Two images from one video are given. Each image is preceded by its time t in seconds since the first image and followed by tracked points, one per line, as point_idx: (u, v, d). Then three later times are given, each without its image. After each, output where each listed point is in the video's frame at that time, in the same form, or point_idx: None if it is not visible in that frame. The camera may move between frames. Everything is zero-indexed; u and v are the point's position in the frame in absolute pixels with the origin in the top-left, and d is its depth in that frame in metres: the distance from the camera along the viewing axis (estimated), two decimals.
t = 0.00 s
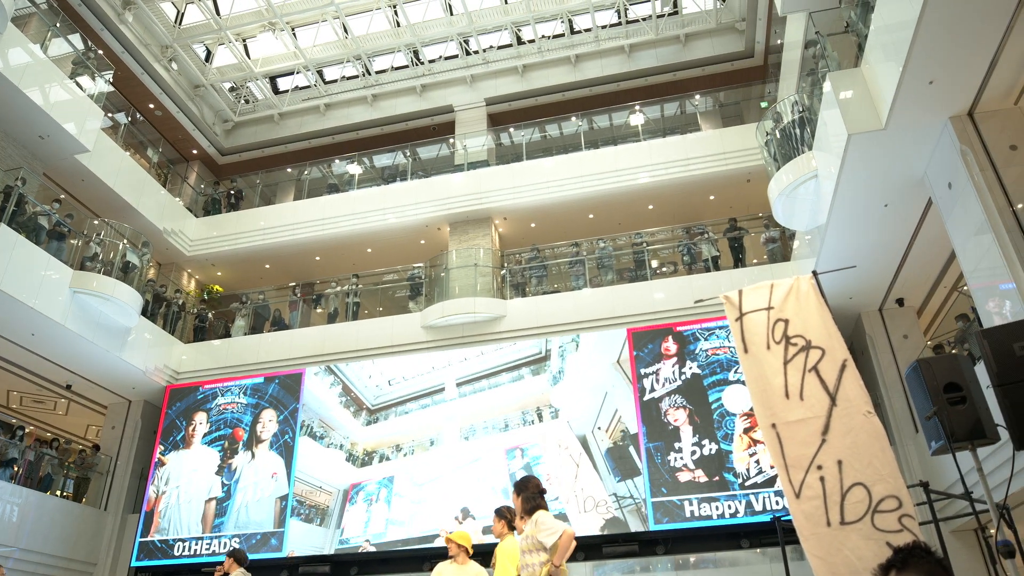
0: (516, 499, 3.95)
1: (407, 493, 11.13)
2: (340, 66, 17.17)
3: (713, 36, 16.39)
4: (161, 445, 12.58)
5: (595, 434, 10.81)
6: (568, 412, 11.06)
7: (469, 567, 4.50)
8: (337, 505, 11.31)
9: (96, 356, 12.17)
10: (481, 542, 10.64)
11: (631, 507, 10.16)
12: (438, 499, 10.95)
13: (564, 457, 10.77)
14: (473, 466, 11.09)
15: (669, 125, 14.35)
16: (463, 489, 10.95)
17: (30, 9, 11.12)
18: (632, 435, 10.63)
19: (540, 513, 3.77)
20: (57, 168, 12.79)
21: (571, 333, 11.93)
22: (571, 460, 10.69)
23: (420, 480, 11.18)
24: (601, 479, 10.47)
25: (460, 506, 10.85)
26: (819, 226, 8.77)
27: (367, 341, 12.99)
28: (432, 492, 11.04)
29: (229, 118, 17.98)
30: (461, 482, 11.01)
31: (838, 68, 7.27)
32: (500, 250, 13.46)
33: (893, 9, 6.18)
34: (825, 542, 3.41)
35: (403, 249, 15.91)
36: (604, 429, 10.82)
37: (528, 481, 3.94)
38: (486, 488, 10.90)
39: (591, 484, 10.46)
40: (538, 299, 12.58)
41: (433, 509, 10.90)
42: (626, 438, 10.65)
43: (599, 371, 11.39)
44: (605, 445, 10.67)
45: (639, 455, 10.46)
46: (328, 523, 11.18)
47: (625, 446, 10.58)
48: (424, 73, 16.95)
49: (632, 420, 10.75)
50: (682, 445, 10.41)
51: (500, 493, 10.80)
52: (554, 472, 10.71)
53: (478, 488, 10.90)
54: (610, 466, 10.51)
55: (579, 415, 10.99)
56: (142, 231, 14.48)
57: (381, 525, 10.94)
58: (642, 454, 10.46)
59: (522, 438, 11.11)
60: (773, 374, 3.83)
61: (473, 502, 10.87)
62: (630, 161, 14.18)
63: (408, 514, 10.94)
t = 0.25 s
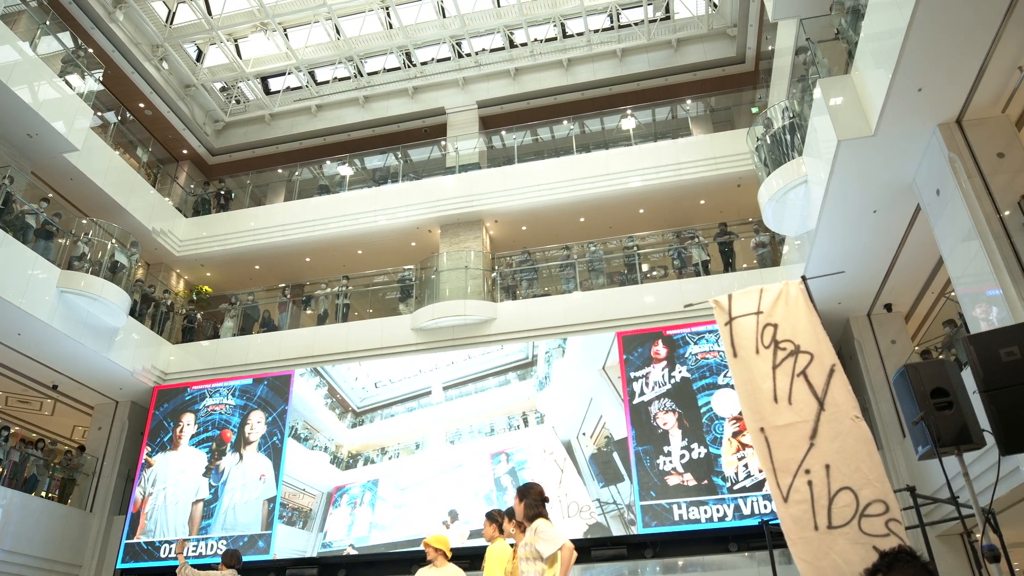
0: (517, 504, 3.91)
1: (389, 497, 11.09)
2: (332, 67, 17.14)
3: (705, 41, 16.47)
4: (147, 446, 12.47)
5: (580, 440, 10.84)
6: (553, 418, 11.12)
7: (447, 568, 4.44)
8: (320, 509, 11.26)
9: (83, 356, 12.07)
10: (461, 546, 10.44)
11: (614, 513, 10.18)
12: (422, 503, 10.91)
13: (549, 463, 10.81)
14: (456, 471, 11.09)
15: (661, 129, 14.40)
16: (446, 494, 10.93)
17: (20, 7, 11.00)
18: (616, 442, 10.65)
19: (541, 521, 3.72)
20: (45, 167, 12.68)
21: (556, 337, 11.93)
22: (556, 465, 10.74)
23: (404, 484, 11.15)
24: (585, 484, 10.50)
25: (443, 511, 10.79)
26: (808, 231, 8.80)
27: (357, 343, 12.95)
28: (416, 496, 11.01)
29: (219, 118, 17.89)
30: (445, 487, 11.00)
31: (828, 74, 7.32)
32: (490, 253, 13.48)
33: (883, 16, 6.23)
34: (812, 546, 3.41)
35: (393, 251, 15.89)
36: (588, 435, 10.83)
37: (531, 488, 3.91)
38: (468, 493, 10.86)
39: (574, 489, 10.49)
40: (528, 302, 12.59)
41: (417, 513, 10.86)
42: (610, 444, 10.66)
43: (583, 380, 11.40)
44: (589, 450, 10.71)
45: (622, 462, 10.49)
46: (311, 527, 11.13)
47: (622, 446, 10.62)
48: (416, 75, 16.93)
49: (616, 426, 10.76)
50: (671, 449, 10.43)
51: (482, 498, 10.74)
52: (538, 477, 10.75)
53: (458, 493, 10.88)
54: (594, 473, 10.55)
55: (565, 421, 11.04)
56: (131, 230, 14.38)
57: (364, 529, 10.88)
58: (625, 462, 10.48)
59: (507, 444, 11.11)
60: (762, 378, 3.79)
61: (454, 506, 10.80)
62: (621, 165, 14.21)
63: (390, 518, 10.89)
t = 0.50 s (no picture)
0: (515, 516, 3.85)
1: (373, 504, 11.03)
2: (324, 70, 17.11)
3: (696, 48, 16.55)
4: (134, 449, 12.36)
5: (566, 447, 10.81)
6: (540, 425, 11.09)
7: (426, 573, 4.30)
8: (304, 514, 11.22)
9: (69, 358, 11.95)
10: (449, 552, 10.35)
11: (598, 521, 10.14)
12: (406, 509, 10.87)
13: (535, 471, 10.77)
14: (443, 478, 11.01)
15: (652, 135, 14.45)
16: (431, 500, 10.87)
17: (9, 5, 10.87)
18: (602, 449, 10.59)
19: (540, 533, 3.72)
20: (33, 166, 12.56)
21: (544, 343, 12.01)
22: (541, 472, 10.70)
23: (389, 490, 11.10)
24: (570, 492, 10.45)
25: (428, 517, 10.73)
26: (797, 238, 8.87)
27: (346, 346, 12.89)
28: (399, 502, 10.97)
29: (210, 120, 17.81)
30: (429, 494, 10.94)
31: (818, 83, 7.37)
32: (482, 258, 13.44)
33: (872, 26, 6.28)
34: (800, 552, 3.41)
35: (383, 255, 15.84)
36: (574, 442, 10.79)
37: (530, 499, 3.89)
38: (451, 500, 10.80)
39: (560, 497, 10.42)
40: (519, 307, 12.58)
41: (401, 520, 10.81)
42: (595, 451, 10.61)
43: (568, 389, 11.35)
44: (575, 457, 10.66)
45: (607, 470, 10.44)
46: (294, 532, 11.05)
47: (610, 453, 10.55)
48: (408, 78, 16.92)
49: (602, 433, 10.73)
50: (660, 454, 10.43)
51: (466, 505, 10.69)
52: (524, 483, 10.71)
53: (443, 500, 10.81)
54: (580, 480, 10.50)
55: (552, 428, 11.00)
56: (119, 231, 14.26)
57: (348, 535, 10.82)
58: (610, 469, 10.45)
59: (494, 450, 11.09)
60: (750, 385, 3.78)
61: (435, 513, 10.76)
62: (612, 170, 14.24)
63: (374, 525, 10.83)
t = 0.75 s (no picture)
0: (516, 519, 3.87)
1: (356, 510, 10.94)
2: (316, 73, 17.08)
3: (688, 56, 16.63)
4: (120, 452, 12.23)
5: (551, 455, 10.76)
6: (525, 433, 11.02)
7: None
8: (286, 519, 11.09)
9: (55, 360, 11.83)
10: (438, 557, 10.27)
11: (582, 529, 10.12)
12: (390, 515, 10.78)
13: (520, 478, 10.69)
14: (425, 486, 10.96)
15: (643, 142, 14.51)
16: (415, 507, 10.79)
17: None
18: (586, 457, 10.57)
19: (542, 538, 3.72)
20: (21, 167, 12.46)
21: (531, 350, 11.87)
22: (526, 479, 10.63)
23: (372, 497, 11.03)
24: (554, 499, 10.43)
25: (411, 525, 10.67)
26: (787, 246, 8.92)
27: (336, 350, 12.84)
28: (383, 509, 10.88)
29: (201, 122, 17.73)
30: (413, 501, 10.86)
31: (808, 91, 7.41)
32: (472, 262, 13.43)
33: (862, 36, 6.32)
34: (787, 559, 3.42)
35: (374, 259, 15.81)
36: (559, 450, 10.76)
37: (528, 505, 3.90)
38: (435, 508, 10.73)
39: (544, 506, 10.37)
40: (509, 312, 12.57)
41: (385, 526, 10.72)
42: (580, 459, 10.59)
43: (557, 395, 11.28)
44: (560, 465, 10.63)
45: (591, 478, 10.44)
46: (276, 538, 10.95)
47: (595, 461, 10.55)
48: (400, 83, 16.91)
49: (587, 441, 10.71)
50: (649, 460, 10.44)
51: (449, 513, 10.62)
52: (509, 491, 10.64)
53: (427, 508, 10.73)
54: (564, 487, 10.49)
55: (538, 436, 10.94)
56: (107, 233, 14.15)
57: (332, 540, 10.68)
58: (593, 477, 10.46)
59: (479, 457, 11.02)
60: (739, 392, 3.78)
61: (419, 522, 10.69)
62: (603, 176, 14.28)
63: (356, 531, 10.71)
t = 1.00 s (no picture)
0: (509, 526, 3.82)
1: (343, 516, 10.95)
2: (310, 76, 17.05)
3: (682, 62, 16.69)
4: (110, 456, 12.12)
5: (539, 463, 10.79)
6: (514, 441, 11.07)
7: None
8: (273, 524, 11.11)
9: (45, 363, 11.74)
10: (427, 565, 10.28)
11: (568, 537, 10.09)
12: (376, 522, 10.81)
13: (508, 486, 10.71)
14: (411, 494, 10.95)
15: (636, 147, 14.55)
16: (401, 515, 10.80)
17: None
18: (574, 466, 10.56)
19: (540, 543, 3.76)
20: (13, 168, 12.37)
21: (521, 357, 11.89)
22: (514, 487, 10.65)
23: (359, 504, 11.04)
24: (541, 507, 10.44)
25: (397, 532, 10.68)
26: (779, 252, 8.93)
27: (328, 354, 12.79)
28: (369, 516, 10.91)
29: (194, 124, 17.67)
30: (400, 508, 10.87)
31: (801, 98, 7.44)
32: (465, 267, 13.42)
33: (855, 43, 6.35)
34: (779, 565, 3.41)
35: (367, 262, 15.78)
36: (548, 458, 10.77)
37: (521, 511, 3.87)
38: (422, 516, 10.73)
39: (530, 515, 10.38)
40: (502, 317, 12.56)
41: (372, 534, 10.74)
42: (567, 468, 10.58)
43: (545, 401, 11.36)
44: (548, 473, 10.64)
45: (578, 486, 10.42)
46: (262, 544, 10.94)
47: (583, 469, 10.54)
48: (394, 87, 16.91)
49: (574, 450, 10.70)
50: (641, 465, 10.44)
51: (436, 522, 10.62)
52: (497, 499, 10.63)
53: (414, 516, 10.74)
54: (552, 496, 10.47)
55: (526, 444, 10.98)
56: (99, 235, 14.07)
57: (318, 547, 10.73)
58: (581, 486, 10.43)
59: (468, 464, 11.04)
60: (731, 398, 3.78)
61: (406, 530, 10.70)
62: (596, 181, 14.30)
63: (341, 538, 10.75)
